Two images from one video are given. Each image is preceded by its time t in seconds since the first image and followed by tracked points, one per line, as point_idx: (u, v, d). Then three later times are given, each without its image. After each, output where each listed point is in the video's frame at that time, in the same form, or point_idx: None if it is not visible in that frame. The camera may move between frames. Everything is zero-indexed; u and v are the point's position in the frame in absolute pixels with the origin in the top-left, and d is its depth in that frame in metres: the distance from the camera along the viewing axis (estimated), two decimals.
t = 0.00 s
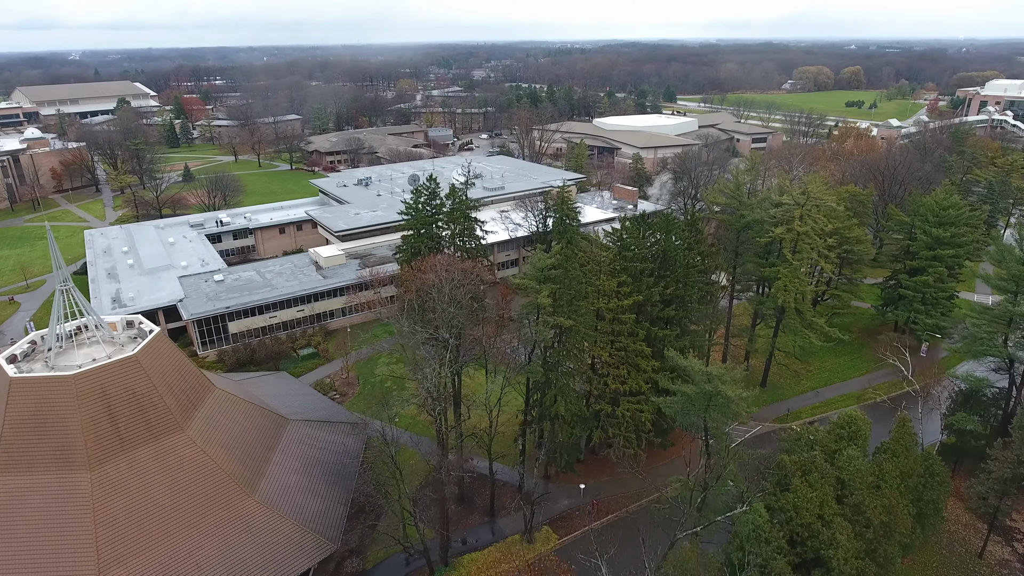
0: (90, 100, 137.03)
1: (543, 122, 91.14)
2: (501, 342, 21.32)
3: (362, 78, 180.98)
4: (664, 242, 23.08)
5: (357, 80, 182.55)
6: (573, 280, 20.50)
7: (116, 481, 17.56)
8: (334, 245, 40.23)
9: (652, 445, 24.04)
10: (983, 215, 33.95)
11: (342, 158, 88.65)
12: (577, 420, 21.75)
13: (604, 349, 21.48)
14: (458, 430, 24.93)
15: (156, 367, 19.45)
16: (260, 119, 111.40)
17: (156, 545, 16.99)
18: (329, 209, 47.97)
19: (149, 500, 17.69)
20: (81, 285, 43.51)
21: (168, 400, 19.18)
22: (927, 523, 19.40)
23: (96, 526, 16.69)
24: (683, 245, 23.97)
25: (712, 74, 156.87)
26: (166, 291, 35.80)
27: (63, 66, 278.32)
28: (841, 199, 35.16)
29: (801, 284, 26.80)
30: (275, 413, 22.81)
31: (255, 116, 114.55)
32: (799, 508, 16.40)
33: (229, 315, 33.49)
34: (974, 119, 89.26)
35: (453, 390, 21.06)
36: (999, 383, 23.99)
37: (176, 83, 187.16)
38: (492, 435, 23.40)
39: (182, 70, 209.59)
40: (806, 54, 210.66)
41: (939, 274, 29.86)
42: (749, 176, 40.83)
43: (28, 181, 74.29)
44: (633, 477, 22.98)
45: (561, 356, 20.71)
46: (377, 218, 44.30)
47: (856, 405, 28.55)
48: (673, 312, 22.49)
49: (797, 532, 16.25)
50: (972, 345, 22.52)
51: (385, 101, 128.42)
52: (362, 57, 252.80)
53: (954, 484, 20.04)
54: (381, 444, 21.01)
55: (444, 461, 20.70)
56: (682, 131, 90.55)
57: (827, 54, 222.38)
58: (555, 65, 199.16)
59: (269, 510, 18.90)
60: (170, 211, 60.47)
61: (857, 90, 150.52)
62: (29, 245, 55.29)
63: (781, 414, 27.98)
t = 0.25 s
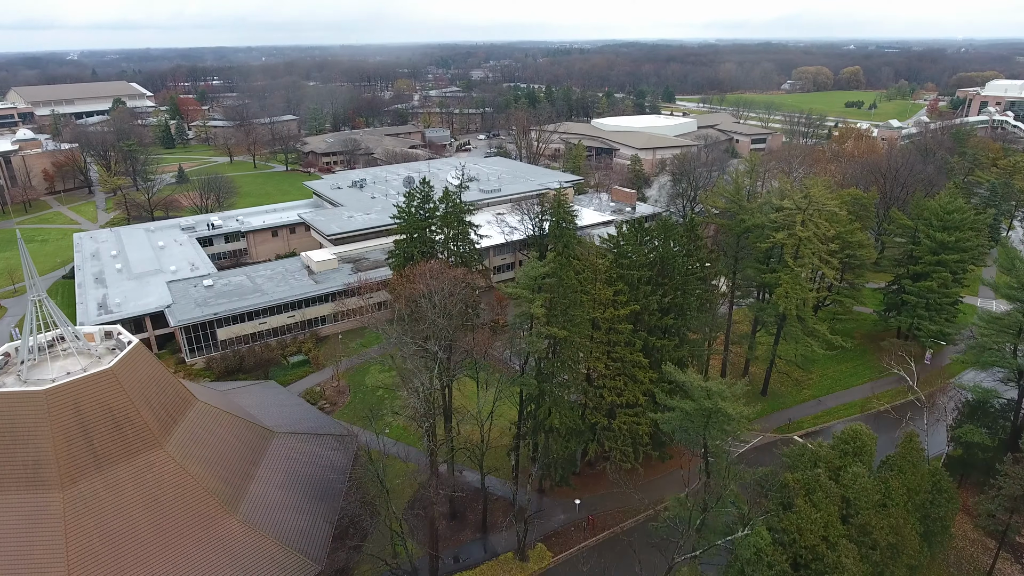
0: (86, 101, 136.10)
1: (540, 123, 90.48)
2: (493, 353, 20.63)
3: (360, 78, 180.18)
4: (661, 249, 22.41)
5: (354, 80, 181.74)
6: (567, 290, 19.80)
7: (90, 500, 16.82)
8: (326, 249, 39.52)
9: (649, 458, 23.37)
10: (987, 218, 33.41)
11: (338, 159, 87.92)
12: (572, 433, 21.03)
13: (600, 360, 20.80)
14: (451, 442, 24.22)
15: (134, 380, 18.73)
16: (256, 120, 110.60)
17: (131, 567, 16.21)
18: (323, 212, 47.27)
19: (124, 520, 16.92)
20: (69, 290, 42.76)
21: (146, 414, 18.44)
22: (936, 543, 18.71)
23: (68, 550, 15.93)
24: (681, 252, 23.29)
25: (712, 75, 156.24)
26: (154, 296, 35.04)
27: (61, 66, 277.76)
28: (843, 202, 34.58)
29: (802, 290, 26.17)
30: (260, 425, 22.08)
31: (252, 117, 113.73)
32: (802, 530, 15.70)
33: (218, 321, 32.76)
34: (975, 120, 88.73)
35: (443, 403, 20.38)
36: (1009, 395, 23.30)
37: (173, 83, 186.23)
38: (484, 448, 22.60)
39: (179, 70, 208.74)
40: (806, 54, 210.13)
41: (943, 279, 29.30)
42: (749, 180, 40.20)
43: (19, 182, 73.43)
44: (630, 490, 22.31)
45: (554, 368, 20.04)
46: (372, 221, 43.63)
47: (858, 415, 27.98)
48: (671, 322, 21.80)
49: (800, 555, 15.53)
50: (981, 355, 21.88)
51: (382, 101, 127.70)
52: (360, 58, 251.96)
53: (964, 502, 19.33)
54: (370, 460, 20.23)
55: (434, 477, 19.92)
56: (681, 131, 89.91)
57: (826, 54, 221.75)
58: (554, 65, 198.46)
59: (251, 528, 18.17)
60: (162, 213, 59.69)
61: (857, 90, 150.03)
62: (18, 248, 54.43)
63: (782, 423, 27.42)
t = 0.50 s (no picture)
0: (82, 102, 135.27)
1: (538, 124, 89.79)
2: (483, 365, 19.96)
3: (358, 78, 179.29)
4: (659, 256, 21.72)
5: (352, 80, 180.97)
6: (561, 300, 19.11)
7: (61, 520, 16.03)
8: (319, 253, 38.79)
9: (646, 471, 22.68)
10: (991, 222, 32.77)
11: (335, 160, 87.21)
12: (566, 447, 20.29)
13: (596, 371, 20.12)
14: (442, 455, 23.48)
15: (111, 395, 18.01)
16: (253, 120, 109.81)
17: None
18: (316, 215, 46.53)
19: (96, 542, 16.10)
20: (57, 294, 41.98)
21: (122, 430, 17.71)
22: (945, 563, 17.99)
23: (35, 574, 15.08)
24: (680, 259, 22.63)
25: (711, 75, 155.64)
26: (142, 302, 34.28)
27: (58, 66, 276.62)
28: (845, 206, 33.94)
29: (804, 297, 25.48)
30: (244, 439, 21.35)
31: (249, 117, 112.91)
32: (805, 554, 14.94)
33: (206, 328, 32.02)
34: (976, 120, 88.02)
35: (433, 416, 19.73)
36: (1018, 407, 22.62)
37: (170, 84, 185.41)
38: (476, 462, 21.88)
39: (176, 70, 207.83)
40: (805, 54, 209.61)
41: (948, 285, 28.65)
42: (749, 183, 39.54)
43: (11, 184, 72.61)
44: (626, 506, 21.59)
45: (548, 380, 19.33)
46: (365, 224, 42.91)
47: (860, 425, 27.30)
48: (669, 332, 21.11)
49: None
50: (990, 366, 21.22)
51: (380, 101, 126.98)
52: (359, 58, 251.19)
53: (974, 521, 18.63)
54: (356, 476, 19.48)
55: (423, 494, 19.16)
56: (680, 132, 89.26)
57: (826, 54, 221.15)
58: (553, 65, 197.74)
59: (231, 549, 17.37)
60: (154, 216, 58.93)
61: (856, 91, 149.48)
62: (7, 251, 53.63)
63: (783, 434, 26.72)
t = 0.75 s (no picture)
0: (78, 102, 134.25)
1: (537, 124, 89.07)
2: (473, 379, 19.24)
3: (356, 78, 178.42)
4: (655, 265, 20.99)
5: (350, 79, 180.17)
6: (555, 312, 18.40)
7: (30, 544, 15.24)
8: (310, 257, 38.05)
9: (643, 485, 21.98)
10: (996, 226, 32.20)
11: (331, 161, 86.51)
12: (560, 463, 19.55)
13: (591, 384, 19.39)
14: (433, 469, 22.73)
15: (85, 410, 17.25)
16: (249, 120, 109.00)
17: None
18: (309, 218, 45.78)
19: (67, 566, 15.33)
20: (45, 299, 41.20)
21: (97, 447, 16.95)
22: None
23: None
24: (679, 267, 21.93)
25: (710, 75, 155.04)
26: (129, 308, 33.50)
27: (57, 65, 276.11)
28: (848, 210, 33.27)
29: (807, 305, 24.78)
30: (227, 454, 20.61)
31: (245, 117, 112.09)
32: None
33: (194, 335, 31.25)
34: (977, 121, 87.38)
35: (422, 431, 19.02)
36: None
37: (167, 83, 184.52)
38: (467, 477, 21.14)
39: (173, 70, 207.03)
40: (805, 54, 209.08)
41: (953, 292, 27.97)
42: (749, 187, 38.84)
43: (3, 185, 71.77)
44: (622, 523, 20.88)
45: (541, 394, 18.61)
46: (359, 227, 42.17)
47: (864, 436, 26.64)
48: (667, 343, 20.37)
49: None
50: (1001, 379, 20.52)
51: (377, 101, 126.23)
52: (357, 57, 250.39)
53: (985, 540, 17.93)
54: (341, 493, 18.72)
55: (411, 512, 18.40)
56: (680, 133, 88.58)
57: (825, 54, 220.57)
58: (552, 65, 196.85)
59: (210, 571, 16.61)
60: (146, 217, 58.13)
61: (856, 91, 148.92)
62: None
63: (785, 446, 26.02)
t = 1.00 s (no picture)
0: (74, 103, 133.33)
1: (535, 125, 88.35)
2: (463, 393, 18.54)
3: (354, 79, 177.74)
4: (653, 273, 20.24)
5: (348, 80, 179.43)
6: (547, 324, 17.66)
7: None
8: (303, 262, 37.36)
9: (639, 501, 21.27)
10: (1003, 231, 31.52)
11: (328, 162, 85.85)
12: (554, 480, 18.80)
13: (586, 398, 18.67)
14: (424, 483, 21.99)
15: (57, 427, 16.52)
16: (245, 121, 108.27)
17: None
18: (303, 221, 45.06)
19: None
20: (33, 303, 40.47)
21: (70, 466, 16.23)
22: None
23: None
24: (678, 276, 21.21)
25: (710, 75, 154.36)
26: (116, 314, 32.78)
27: (55, 65, 275.43)
28: (851, 214, 32.55)
29: (810, 313, 24.06)
30: (209, 469, 19.87)
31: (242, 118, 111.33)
32: None
33: (182, 342, 30.52)
34: (979, 121, 86.66)
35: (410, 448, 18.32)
36: None
37: (165, 84, 183.72)
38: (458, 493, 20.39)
39: (172, 71, 206.41)
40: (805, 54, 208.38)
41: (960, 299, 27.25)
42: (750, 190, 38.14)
43: None
44: (619, 541, 20.13)
45: (533, 409, 17.87)
46: (353, 231, 41.45)
47: (868, 447, 25.96)
48: (665, 354, 19.61)
49: None
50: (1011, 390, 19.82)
51: (375, 102, 125.54)
52: (356, 57, 249.60)
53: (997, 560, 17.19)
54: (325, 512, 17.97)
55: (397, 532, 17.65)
56: (679, 134, 87.87)
57: (826, 54, 219.87)
58: (552, 65, 195.82)
59: None
60: (139, 220, 57.40)
61: (856, 92, 148.21)
62: None
63: (787, 457, 25.32)
